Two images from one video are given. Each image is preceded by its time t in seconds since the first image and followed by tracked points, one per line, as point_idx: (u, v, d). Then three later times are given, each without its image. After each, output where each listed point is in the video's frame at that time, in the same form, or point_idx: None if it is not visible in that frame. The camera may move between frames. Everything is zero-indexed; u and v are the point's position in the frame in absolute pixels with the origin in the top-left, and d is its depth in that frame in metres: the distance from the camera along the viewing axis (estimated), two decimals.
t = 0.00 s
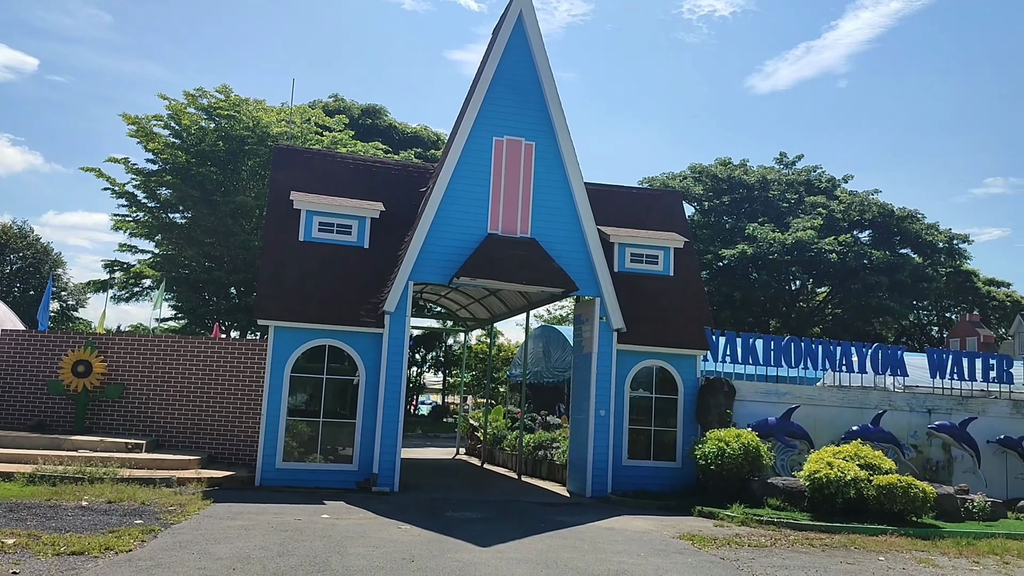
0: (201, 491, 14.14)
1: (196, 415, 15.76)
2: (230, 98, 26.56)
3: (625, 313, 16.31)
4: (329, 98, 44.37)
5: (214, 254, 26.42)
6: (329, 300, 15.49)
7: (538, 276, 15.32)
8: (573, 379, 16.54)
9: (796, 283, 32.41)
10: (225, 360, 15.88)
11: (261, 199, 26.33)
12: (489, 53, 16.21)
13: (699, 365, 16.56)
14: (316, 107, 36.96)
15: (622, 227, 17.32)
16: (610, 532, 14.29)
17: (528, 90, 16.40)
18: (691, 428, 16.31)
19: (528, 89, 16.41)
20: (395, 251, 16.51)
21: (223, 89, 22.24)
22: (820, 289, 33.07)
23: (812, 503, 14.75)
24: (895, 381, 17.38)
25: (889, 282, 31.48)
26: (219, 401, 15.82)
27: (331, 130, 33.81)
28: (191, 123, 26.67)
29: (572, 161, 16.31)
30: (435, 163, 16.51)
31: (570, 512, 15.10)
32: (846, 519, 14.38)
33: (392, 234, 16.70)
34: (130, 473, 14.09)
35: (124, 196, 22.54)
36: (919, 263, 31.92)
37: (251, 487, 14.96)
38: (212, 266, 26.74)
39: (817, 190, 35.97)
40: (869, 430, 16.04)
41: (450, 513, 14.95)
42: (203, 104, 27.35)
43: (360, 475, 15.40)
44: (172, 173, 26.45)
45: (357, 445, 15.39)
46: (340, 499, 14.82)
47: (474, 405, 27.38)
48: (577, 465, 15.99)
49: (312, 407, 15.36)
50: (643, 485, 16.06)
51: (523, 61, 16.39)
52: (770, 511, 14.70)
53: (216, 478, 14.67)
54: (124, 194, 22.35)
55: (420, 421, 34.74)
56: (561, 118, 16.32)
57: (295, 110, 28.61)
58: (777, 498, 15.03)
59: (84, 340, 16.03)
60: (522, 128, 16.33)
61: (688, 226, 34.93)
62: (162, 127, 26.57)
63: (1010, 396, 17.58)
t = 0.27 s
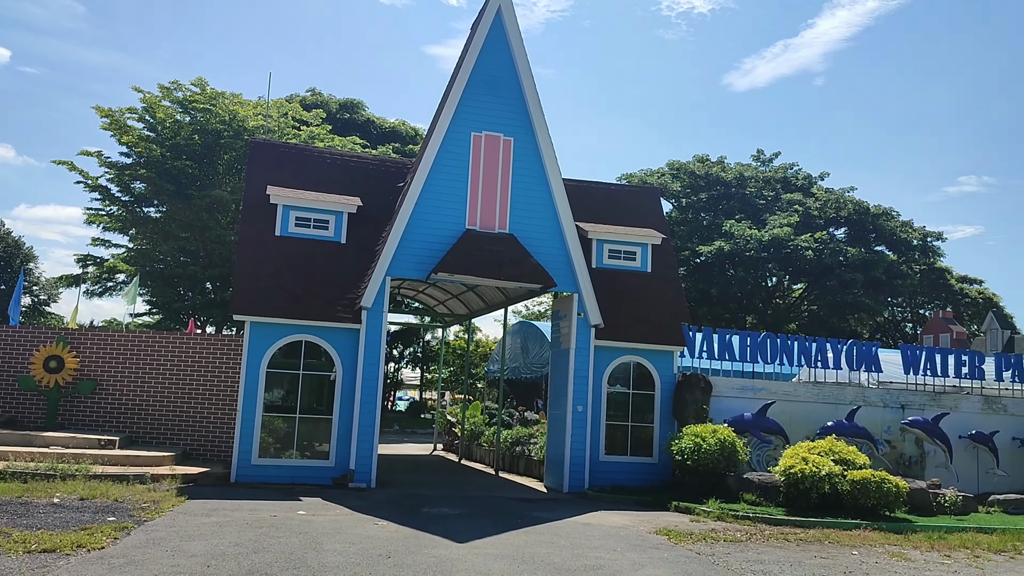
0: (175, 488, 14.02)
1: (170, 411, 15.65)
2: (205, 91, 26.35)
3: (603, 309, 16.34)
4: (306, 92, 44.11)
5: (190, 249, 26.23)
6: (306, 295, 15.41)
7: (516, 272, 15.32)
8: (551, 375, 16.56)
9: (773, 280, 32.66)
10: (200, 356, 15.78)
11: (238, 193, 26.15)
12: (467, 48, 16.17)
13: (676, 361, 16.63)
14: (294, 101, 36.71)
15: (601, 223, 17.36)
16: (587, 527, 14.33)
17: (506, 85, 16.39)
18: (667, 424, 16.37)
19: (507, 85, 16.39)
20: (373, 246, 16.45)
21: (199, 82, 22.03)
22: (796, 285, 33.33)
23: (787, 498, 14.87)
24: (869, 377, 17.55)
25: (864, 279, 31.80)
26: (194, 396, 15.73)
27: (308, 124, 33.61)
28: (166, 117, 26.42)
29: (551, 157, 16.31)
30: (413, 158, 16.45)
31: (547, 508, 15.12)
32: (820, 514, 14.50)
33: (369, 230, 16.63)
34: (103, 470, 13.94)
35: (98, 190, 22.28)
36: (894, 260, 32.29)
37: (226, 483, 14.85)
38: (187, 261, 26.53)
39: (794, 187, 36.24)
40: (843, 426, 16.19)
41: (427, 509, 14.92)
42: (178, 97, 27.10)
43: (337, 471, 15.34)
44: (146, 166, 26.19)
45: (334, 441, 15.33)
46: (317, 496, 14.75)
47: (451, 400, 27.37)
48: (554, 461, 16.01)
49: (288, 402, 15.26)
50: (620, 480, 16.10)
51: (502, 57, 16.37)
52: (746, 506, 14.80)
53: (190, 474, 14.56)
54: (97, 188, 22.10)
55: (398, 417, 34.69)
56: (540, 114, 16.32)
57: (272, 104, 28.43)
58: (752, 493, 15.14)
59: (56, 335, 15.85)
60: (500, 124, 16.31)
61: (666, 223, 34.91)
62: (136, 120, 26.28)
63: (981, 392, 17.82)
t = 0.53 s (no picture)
0: (147, 484, 13.88)
1: (143, 407, 15.52)
2: (179, 84, 26.11)
3: (580, 305, 16.35)
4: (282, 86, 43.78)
5: (163, 243, 26.02)
6: (280, 290, 15.31)
7: (493, 267, 15.30)
8: (527, 370, 16.56)
9: (748, 277, 32.89)
10: (174, 351, 15.66)
11: (212, 188, 25.93)
12: (444, 43, 16.12)
13: (652, 357, 16.68)
14: (269, 95, 36.45)
15: (577, 219, 17.38)
16: (563, 522, 14.36)
17: (483, 80, 16.35)
18: (643, 419, 16.43)
19: (484, 80, 16.35)
20: (349, 241, 16.37)
21: (172, 74, 21.80)
22: (771, 282, 33.58)
23: (761, 493, 14.96)
24: (843, 372, 17.70)
25: (838, 276, 32.09)
26: (168, 392, 15.61)
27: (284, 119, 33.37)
28: (138, 110, 26.15)
29: (528, 153, 16.30)
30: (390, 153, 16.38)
31: (523, 504, 15.13)
32: (794, 509, 14.61)
33: (345, 224, 16.54)
34: (73, 467, 13.77)
35: (68, 183, 21.99)
36: (868, 258, 32.66)
37: (199, 480, 14.73)
38: (160, 255, 26.29)
39: (769, 185, 36.50)
40: (817, 422, 16.31)
41: (402, 505, 14.88)
42: (151, 90, 26.83)
43: (312, 467, 15.26)
44: (118, 160, 25.90)
45: (309, 437, 15.24)
46: (291, 492, 14.67)
47: (428, 396, 27.34)
48: (530, 457, 16.02)
49: (263, 398, 15.15)
50: (596, 476, 16.14)
51: (479, 52, 16.33)
52: (720, 501, 14.88)
53: (163, 471, 14.43)
54: (68, 181, 21.82)
55: (374, 414, 34.60)
56: (517, 109, 16.30)
57: (247, 97, 28.22)
58: (727, 489, 15.22)
59: (26, 330, 15.64)
60: (477, 119, 16.27)
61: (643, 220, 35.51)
62: (108, 113, 25.97)
63: (953, 387, 18.02)
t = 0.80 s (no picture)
0: (118, 482, 13.74)
1: (114, 403, 15.37)
2: (151, 77, 25.86)
3: (556, 302, 16.38)
4: (256, 80, 43.40)
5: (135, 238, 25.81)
6: (254, 286, 15.19)
7: (469, 264, 15.29)
8: (503, 367, 16.56)
9: (722, 274, 33.05)
10: (146, 348, 15.53)
11: (185, 182, 25.70)
12: (421, 38, 16.07)
13: (628, 354, 16.74)
14: (243, 89, 36.14)
15: (554, 216, 17.39)
16: (538, 518, 14.39)
17: (460, 76, 16.32)
18: (618, 416, 16.48)
19: (460, 76, 16.33)
20: (323, 237, 16.27)
21: (144, 66, 21.56)
22: (746, 279, 33.83)
23: (735, 489, 15.07)
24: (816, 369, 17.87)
25: (812, 274, 32.40)
26: (140, 389, 15.48)
27: (259, 113, 33.12)
28: (110, 103, 25.88)
29: (504, 149, 16.30)
30: (365, 148, 16.31)
31: (498, 500, 15.14)
32: (767, 505, 14.72)
33: (320, 220, 16.45)
34: (42, 464, 13.59)
35: (38, 176, 21.71)
36: (841, 256, 33.00)
37: (172, 477, 14.61)
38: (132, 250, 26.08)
39: (744, 182, 36.77)
40: (790, 418, 16.44)
41: (377, 502, 14.83)
42: (123, 83, 26.54)
43: (286, 464, 15.18)
44: (89, 153, 25.57)
45: (283, 434, 15.15)
46: (265, 489, 14.58)
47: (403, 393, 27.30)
48: (506, 453, 16.02)
49: (237, 395, 15.04)
50: (571, 472, 16.18)
51: (455, 48, 16.30)
52: (694, 497, 14.97)
53: (134, 468, 14.30)
54: (37, 175, 21.52)
55: (349, 410, 34.47)
56: (494, 106, 16.29)
57: (221, 91, 28.04)
58: (701, 485, 15.31)
59: None
60: (454, 115, 16.24)
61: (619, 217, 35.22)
62: (79, 106, 25.63)
63: (923, 384, 18.23)
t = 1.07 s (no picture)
0: (87, 480, 13.58)
1: (84, 401, 15.21)
2: (123, 71, 25.60)
3: (531, 299, 16.38)
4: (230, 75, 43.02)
5: (106, 234, 25.63)
6: (228, 282, 15.07)
7: (444, 261, 15.26)
8: (479, 364, 16.53)
9: (697, 272, 32.75)
10: (117, 345, 15.39)
11: (157, 177, 25.46)
12: (396, 34, 16.01)
13: (603, 351, 16.78)
14: (217, 84, 35.85)
15: (530, 213, 17.39)
16: (512, 515, 14.41)
17: (436, 73, 16.29)
18: (594, 413, 16.52)
19: (436, 72, 16.29)
20: (297, 233, 16.17)
21: (116, 59, 21.35)
22: (720, 278, 34.06)
23: (708, 485, 15.15)
24: (789, 366, 18.01)
25: (785, 272, 32.67)
26: (110, 386, 15.33)
27: (233, 108, 32.87)
28: (81, 96, 25.59)
29: (480, 146, 16.29)
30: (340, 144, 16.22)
31: (472, 497, 15.13)
32: (740, 501, 14.82)
33: (294, 216, 16.34)
34: (10, 462, 13.40)
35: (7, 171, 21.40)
36: (814, 254, 33.36)
37: (143, 475, 14.47)
38: (102, 246, 25.88)
39: (719, 181, 37.00)
40: (764, 415, 16.56)
41: (351, 499, 14.77)
42: (94, 76, 26.26)
43: (259, 461, 15.08)
44: (59, 148, 25.24)
45: (256, 431, 15.04)
46: (238, 487, 14.48)
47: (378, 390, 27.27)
48: (481, 451, 16.01)
49: (210, 392, 14.91)
50: (546, 469, 16.20)
51: (431, 44, 16.27)
52: (668, 493, 15.03)
53: (104, 466, 14.15)
54: (5, 169, 21.24)
55: (323, 408, 34.31)
56: (470, 103, 16.27)
57: (194, 86, 27.91)
58: (675, 481, 15.38)
59: None
60: (429, 112, 16.20)
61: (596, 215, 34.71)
62: (49, 99, 25.31)
63: (895, 381, 18.45)
